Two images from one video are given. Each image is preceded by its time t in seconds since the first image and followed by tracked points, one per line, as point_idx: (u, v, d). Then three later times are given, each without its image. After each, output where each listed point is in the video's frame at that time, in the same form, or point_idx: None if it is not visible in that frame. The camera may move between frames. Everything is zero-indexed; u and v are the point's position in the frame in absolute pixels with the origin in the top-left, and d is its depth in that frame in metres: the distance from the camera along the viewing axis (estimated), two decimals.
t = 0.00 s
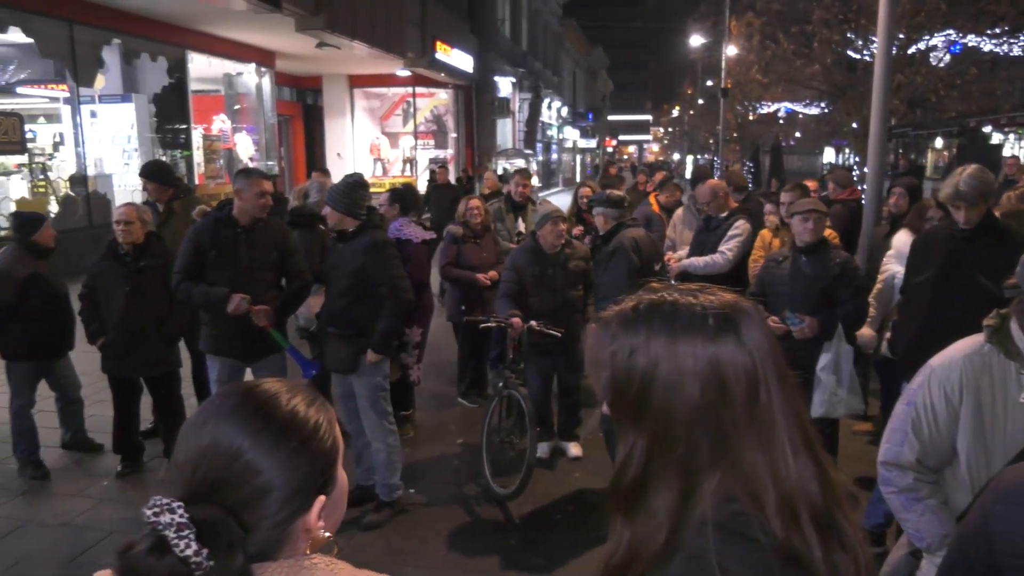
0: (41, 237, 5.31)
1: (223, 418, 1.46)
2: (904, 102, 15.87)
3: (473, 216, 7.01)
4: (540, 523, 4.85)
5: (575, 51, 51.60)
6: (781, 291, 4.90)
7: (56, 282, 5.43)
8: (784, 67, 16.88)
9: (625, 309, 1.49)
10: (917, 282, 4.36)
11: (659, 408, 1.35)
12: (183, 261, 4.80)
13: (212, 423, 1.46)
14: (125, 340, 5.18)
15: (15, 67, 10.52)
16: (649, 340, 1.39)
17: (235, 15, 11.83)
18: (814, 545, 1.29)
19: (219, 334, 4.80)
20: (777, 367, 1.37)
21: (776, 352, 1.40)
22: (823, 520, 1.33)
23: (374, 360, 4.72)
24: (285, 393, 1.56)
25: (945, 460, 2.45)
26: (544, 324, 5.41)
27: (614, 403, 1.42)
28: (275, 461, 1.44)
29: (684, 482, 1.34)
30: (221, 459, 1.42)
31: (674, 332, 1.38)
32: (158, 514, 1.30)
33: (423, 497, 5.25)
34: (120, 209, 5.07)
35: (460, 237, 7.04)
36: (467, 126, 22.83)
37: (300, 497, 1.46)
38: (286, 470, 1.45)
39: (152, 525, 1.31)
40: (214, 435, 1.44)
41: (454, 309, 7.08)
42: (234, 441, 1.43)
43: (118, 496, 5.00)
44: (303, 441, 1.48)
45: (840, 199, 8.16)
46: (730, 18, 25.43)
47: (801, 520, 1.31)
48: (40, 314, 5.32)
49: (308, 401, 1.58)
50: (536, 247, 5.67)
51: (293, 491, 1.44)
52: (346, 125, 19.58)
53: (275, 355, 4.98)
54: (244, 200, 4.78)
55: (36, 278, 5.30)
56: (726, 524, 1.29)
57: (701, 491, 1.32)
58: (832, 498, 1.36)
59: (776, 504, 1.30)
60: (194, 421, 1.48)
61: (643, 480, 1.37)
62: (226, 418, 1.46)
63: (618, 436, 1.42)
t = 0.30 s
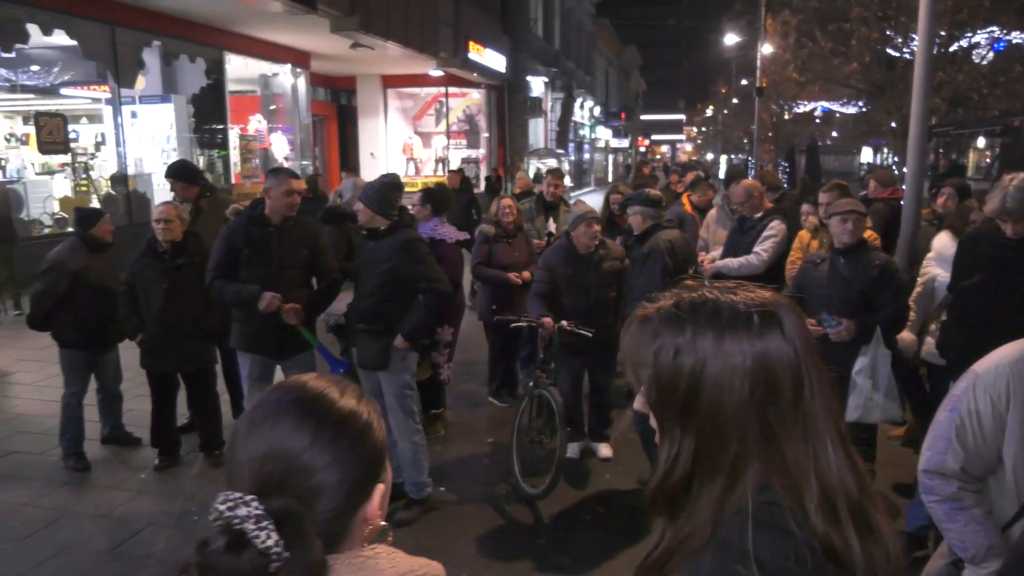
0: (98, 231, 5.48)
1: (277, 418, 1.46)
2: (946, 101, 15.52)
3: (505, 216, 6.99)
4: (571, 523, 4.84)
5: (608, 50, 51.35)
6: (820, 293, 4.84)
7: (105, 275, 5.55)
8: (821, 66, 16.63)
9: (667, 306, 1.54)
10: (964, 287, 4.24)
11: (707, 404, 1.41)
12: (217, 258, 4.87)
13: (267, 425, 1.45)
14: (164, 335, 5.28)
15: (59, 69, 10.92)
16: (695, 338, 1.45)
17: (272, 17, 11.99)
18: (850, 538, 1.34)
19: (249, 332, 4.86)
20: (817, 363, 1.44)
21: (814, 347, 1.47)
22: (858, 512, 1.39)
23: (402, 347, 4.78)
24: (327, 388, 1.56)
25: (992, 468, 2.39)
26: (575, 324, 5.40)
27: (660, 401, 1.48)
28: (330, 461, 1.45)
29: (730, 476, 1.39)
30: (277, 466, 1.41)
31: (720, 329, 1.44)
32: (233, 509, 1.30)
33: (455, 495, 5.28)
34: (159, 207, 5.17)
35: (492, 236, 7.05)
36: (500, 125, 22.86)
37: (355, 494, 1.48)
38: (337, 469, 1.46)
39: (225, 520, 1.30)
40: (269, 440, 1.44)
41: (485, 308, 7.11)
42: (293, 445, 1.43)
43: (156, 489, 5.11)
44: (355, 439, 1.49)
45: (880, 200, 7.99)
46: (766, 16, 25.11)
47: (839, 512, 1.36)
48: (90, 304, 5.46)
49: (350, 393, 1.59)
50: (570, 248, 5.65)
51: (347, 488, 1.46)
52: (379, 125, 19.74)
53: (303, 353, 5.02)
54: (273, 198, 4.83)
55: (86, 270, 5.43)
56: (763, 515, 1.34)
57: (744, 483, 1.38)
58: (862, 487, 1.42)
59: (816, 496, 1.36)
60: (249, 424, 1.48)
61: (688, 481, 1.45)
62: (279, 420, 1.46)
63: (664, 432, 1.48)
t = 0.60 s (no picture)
0: (137, 228, 5.66)
1: (363, 423, 1.44)
2: (985, 99, 15.16)
3: (535, 216, 6.98)
4: (598, 525, 4.81)
5: (639, 49, 51.02)
6: (855, 295, 4.76)
7: (140, 273, 5.68)
8: (856, 64, 16.36)
9: (685, 307, 1.52)
10: (995, 286, 4.14)
11: (727, 405, 1.40)
12: (241, 257, 4.91)
13: (345, 438, 1.43)
14: (197, 331, 5.36)
15: (98, 70, 11.26)
16: (713, 339, 1.43)
17: (305, 18, 12.13)
18: (871, 538, 1.34)
19: (270, 329, 4.86)
20: (836, 362, 1.42)
21: (833, 344, 1.45)
22: (879, 511, 1.38)
23: (423, 347, 4.81)
24: (390, 394, 1.54)
25: None
26: (603, 325, 5.37)
27: (681, 399, 1.47)
28: (405, 473, 1.42)
29: (752, 477, 1.39)
30: (364, 479, 1.40)
31: (740, 329, 1.42)
32: (337, 511, 1.30)
33: (481, 494, 5.29)
34: (194, 206, 5.24)
35: (521, 236, 7.06)
36: (529, 124, 22.84)
37: (428, 502, 1.45)
38: (411, 479, 1.43)
39: (326, 525, 1.30)
40: (351, 455, 1.42)
41: (512, 308, 7.11)
42: (372, 459, 1.41)
43: (188, 482, 5.19)
44: (428, 446, 1.47)
45: (917, 199, 7.81)
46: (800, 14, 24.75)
47: (860, 511, 1.35)
48: (126, 300, 5.60)
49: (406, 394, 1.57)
50: (601, 248, 5.62)
51: (420, 496, 1.43)
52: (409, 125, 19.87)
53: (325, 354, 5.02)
54: (297, 197, 4.87)
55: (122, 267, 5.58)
56: (783, 514, 1.34)
57: (764, 484, 1.38)
58: (883, 485, 1.41)
59: (835, 495, 1.35)
60: (326, 434, 1.45)
61: (705, 482, 1.44)
62: (357, 430, 1.44)
63: (685, 432, 1.48)
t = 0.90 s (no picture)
0: (152, 227, 5.73)
1: (422, 439, 1.42)
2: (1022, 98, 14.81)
3: (559, 215, 6.97)
4: (621, 527, 4.79)
5: (665, 48, 50.65)
6: (885, 295, 4.68)
7: (164, 271, 5.77)
8: (887, 62, 16.08)
9: (695, 306, 1.50)
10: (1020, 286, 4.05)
11: (737, 404, 1.39)
12: (262, 258, 4.95)
13: (405, 456, 1.42)
14: (224, 329, 5.42)
15: (131, 71, 11.34)
16: (723, 338, 1.41)
17: (332, 18, 12.23)
18: (887, 541, 1.32)
19: (292, 328, 4.89)
20: (849, 361, 1.40)
21: (847, 345, 1.42)
22: (893, 512, 1.36)
23: (445, 345, 4.85)
24: (443, 410, 1.50)
25: None
26: (628, 325, 5.34)
27: (690, 398, 1.46)
28: (465, 494, 1.41)
29: (762, 477, 1.38)
30: (421, 504, 1.38)
31: (749, 329, 1.40)
32: (410, 534, 1.32)
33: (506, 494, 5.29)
34: (222, 206, 5.32)
35: (545, 235, 7.05)
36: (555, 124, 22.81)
37: (486, 519, 1.45)
38: (470, 500, 1.43)
39: (394, 548, 1.33)
40: (412, 474, 1.40)
41: (536, 307, 7.11)
42: (432, 484, 1.39)
43: (215, 478, 5.26)
44: (486, 464, 1.46)
45: (951, 199, 7.65)
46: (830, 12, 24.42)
47: (875, 514, 1.34)
48: (139, 300, 5.66)
49: (455, 408, 1.54)
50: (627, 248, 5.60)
51: (479, 517, 1.43)
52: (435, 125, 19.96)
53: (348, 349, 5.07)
54: (312, 197, 4.89)
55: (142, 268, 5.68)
56: (795, 512, 1.34)
57: (774, 484, 1.37)
58: (900, 489, 1.40)
59: (850, 499, 1.34)
60: (382, 451, 1.43)
61: (713, 480, 1.44)
62: (417, 448, 1.42)
63: (694, 431, 1.47)
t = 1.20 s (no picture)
0: (160, 228, 5.76)
1: (430, 451, 1.37)
2: None
3: (579, 213, 6.95)
4: (642, 527, 4.77)
5: (687, 44, 50.26)
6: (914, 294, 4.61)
7: (183, 270, 5.84)
8: (914, 58, 15.85)
9: (717, 309, 1.49)
10: None
11: (754, 412, 1.38)
12: (282, 258, 4.99)
13: (411, 467, 1.36)
14: (246, 327, 5.47)
15: (156, 71, 11.48)
16: (744, 344, 1.40)
17: (354, 17, 12.28)
18: (906, 558, 1.31)
19: (312, 327, 4.92)
20: (874, 372, 1.38)
21: (873, 353, 1.39)
22: (912, 528, 1.34)
23: (471, 345, 4.83)
24: (450, 419, 1.45)
25: None
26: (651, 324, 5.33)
27: (708, 403, 1.46)
28: (474, 507, 1.35)
29: (777, 487, 1.38)
30: (423, 518, 1.32)
31: (772, 334, 1.38)
32: (418, 551, 1.21)
33: (526, 492, 5.29)
34: (245, 204, 5.39)
35: (565, 233, 7.04)
36: (575, 121, 22.75)
37: (496, 532, 1.38)
38: (478, 514, 1.37)
39: (396, 565, 1.22)
40: (418, 486, 1.35)
41: (556, 306, 7.10)
42: (441, 497, 1.33)
43: (239, 474, 5.31)
44: (492, 475, 1.40)
45: (977, 197, 7.53)
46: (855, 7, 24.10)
47: (893, 533, 1.32)
48: (147, 300, 5.72)
49: (460, 416, 1.49)
50: (650, 247, 5.59)
51: (489, 531, 1.37)
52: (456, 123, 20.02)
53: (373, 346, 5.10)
54: (322, 193, 4.92)
55: (160, 269, 5.74)
56: (810, 519, 1.34)
57: (787, 496, 1.37)
58: (920, 505, 1.38)
59: (868, 518, 1.32)
60: (387, 460, 1.37)
61: (726, 489, 1.44)
62: (423, 459, 1.37)
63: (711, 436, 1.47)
